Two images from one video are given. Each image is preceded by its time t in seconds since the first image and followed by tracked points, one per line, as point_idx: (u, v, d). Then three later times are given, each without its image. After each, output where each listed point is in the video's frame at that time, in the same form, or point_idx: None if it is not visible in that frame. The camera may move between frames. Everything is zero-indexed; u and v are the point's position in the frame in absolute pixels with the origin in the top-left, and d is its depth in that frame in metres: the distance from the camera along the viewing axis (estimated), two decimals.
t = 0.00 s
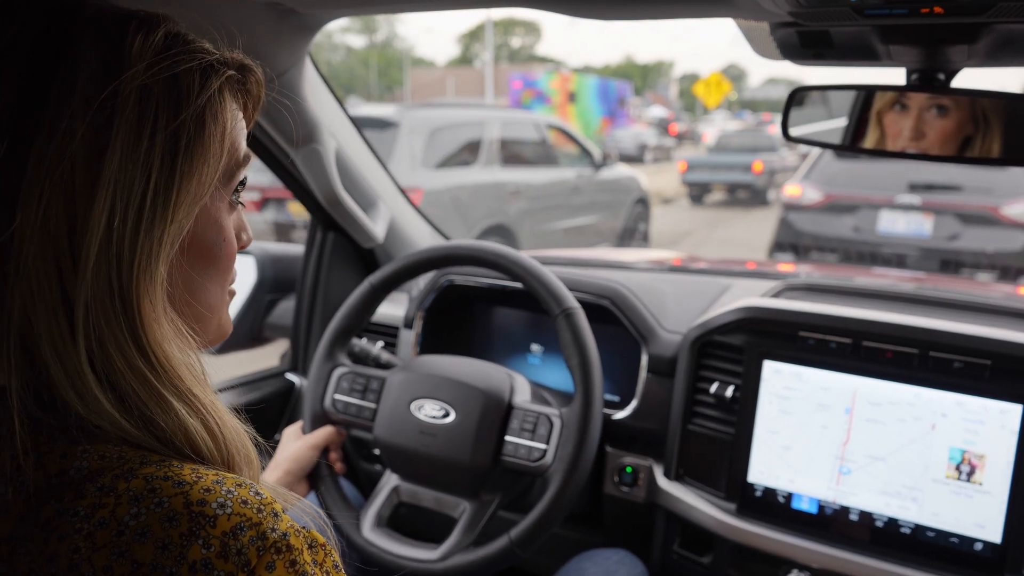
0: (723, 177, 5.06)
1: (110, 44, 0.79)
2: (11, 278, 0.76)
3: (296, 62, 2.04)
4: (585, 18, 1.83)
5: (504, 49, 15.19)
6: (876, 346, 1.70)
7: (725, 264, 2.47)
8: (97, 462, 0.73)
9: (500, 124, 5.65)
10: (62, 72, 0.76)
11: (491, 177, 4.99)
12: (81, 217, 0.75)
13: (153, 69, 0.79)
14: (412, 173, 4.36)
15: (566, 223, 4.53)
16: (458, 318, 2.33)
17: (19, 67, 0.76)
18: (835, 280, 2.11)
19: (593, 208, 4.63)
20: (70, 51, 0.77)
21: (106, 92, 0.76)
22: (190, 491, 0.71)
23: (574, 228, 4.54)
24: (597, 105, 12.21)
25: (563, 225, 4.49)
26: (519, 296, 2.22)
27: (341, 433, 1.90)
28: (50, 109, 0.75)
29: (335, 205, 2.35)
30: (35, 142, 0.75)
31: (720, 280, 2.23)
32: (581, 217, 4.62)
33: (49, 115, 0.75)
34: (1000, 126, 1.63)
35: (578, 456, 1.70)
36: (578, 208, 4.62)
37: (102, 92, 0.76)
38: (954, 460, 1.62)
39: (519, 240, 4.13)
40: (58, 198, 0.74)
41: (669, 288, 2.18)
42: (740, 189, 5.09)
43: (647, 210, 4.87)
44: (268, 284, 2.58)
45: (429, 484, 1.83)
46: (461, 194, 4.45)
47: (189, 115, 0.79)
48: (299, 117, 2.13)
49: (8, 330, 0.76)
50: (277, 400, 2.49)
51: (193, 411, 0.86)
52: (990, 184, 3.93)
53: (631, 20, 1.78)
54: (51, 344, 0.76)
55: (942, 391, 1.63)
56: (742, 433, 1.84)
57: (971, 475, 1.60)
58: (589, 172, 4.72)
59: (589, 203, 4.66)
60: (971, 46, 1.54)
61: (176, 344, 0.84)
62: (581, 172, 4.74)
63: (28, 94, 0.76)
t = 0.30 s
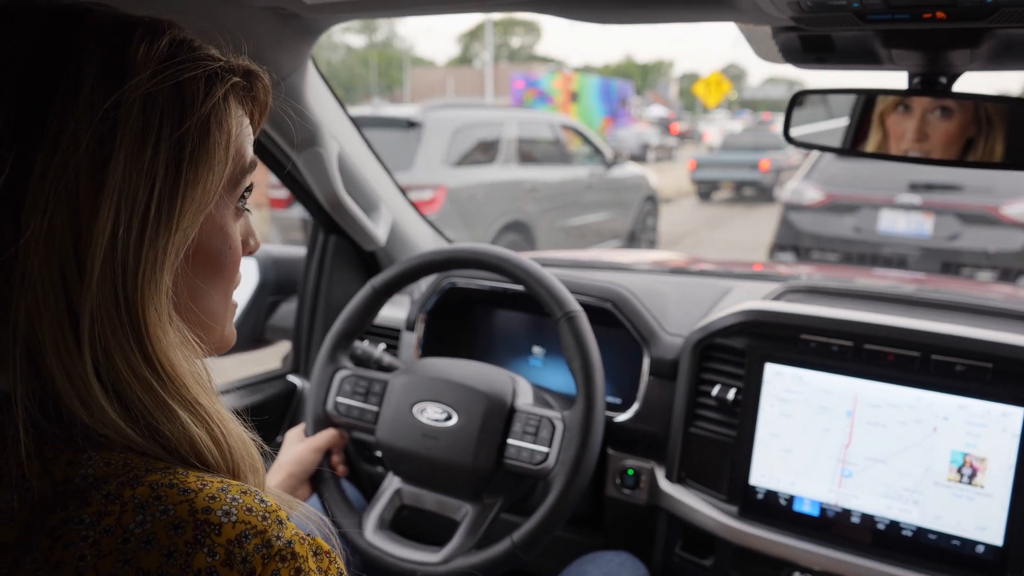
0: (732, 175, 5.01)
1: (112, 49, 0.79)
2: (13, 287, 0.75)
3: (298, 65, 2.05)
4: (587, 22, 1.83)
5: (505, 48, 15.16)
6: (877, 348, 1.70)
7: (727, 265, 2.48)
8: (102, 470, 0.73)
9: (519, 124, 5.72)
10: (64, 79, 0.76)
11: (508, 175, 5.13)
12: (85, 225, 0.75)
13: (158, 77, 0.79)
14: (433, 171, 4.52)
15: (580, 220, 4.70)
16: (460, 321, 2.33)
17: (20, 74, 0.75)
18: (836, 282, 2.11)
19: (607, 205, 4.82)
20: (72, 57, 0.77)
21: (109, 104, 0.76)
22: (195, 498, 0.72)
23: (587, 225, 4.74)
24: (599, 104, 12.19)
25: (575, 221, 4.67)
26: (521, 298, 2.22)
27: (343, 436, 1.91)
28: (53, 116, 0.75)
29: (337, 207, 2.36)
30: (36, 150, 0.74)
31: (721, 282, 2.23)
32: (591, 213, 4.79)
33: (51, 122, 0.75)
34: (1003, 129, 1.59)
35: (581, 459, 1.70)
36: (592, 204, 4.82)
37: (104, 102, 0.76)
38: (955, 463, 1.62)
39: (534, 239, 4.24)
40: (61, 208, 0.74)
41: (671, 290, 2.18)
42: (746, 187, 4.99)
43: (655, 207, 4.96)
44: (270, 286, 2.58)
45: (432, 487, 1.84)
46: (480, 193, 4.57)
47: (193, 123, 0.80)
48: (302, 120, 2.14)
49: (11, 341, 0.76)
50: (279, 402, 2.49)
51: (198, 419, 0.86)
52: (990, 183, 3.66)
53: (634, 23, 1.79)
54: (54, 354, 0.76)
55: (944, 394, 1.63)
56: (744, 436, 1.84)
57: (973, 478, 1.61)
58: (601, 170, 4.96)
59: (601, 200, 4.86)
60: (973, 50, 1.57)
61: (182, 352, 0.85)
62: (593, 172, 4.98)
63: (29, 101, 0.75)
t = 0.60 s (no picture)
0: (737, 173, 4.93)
1: (111, 48, 0.79)
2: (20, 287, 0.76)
3: (298, 68, 2.05)
4: (587, 24, 1.84)
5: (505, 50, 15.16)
6: (877, 351, 1.70)
7: (726, 266, 2.48)
8: (105, 472, 0.74)
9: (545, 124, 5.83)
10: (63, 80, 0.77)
11: (528, 171, 5.30)
12: (89, 226, 0.76)
13: (154, 75, 0.79)
14: (457, 169, 4.79)
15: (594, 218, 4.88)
16: (460, 323, 2.33)
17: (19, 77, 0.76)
18: (835, 284, 2.12)
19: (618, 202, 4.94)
20: (71, 59, 0.77)
21: (109, 104, 0.76)
22: (197, 501, 0.72)
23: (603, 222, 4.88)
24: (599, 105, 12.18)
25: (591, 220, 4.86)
26: (521, 300, 2.22)
27: (344, 437, 1.91)
28: (54, 118, 0.76)
29: (338, 209, 2.37)
30: (38, 153, 0.75)
31: (720, 284, 2.24)
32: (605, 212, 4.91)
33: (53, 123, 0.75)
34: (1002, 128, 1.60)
35: (581, 460, 1.70)
36: (604, 203, 4.92)
37: (103, 102, 0.76)
38: (954, 465, 1.62)
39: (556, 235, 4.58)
40: (65, 210, 0.75)
41: (670, 291, 2.19)
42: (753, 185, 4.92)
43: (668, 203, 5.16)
44: (270, 288, 2.57)
45: (433, 488, 1.84)
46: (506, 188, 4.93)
47: (191, 120, 0.79)
48: (303, 123, 2.15)
49: (19, 343, 0.77)
50: (279, 403, 2.50)
51: (202, 421, 0.86)
52: (989, 184, 3.60)
53: (634, 27, 1.80)
54: (58, 355, 0.77)
55: (943, 396, 1.63)
56: (744, 438, 1.85)
57: (972, 479, 1.61)
58: (615, 169, 5.03)
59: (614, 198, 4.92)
60: (972, 54, 1.58)
61: (190, 351, 0.85)
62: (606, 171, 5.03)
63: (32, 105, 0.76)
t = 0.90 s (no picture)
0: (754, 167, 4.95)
1: (133, 58, 0.81)
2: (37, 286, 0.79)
3: (300, 72, 2.07)
4: (588, 27, 1.85)
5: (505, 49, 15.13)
6: (877, 352, 1.71)
7: (726, 267, 2.49)
8: (115, 474, 0.74)
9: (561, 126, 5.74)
10: (85, 88, 0.79)
11: (551, 171, 5.19)
12: (106, 227, 0.78)
13: (176, 84, 0.81)
14: (487, 169, 4.70)
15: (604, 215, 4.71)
16: (461, 325, 2.34)
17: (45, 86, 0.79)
18: (835, 285, 2.12)
19: (630, 197, 4.87)
20: (95, 68, 0.80)
21: (130, 108, 0.78)
22: (206, 503, 0.73)
23: (617, 219, 4.75)
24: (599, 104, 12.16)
25: (600, 216, 4.68)
26: (522, 301, 2.23)
27: (346, 439, 1.92)
28: (75, 123, 0.78)
29: (340, 212, 2.38)
30: (59, 159, 0.78)
31: (721, 285, 2.24)
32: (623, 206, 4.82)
33: (74, 129, 0.78)
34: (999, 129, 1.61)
35: (583, 461, 1.71)
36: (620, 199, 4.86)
37: (125, 107, 0.79)
38: (954, 466, 1.63)
39: (578, 234, 4.50)
40: (85, 212, 0.77)
41: (671, 293, 2.20)
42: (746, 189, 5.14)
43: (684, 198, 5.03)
44: (272, 290, 2.59)
45: (435, 489, 1.85)
46: (535, 188, 4.81)
47: (211, 129, 0.80)
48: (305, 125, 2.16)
49: (38, 342, 0.79)
50: (281, 404, 2.51)
51: (211, 427, 0.87)
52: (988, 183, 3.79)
53: (636, 30, 1.82)
54: (74, 354, 0.79)
55: (944, 397, 1.64)
56: (745, 439, 1.85)
57: (972, 480, 1.62)
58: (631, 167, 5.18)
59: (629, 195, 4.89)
60: (973, 57, 1.59)
61: (201, 359, 0.85)
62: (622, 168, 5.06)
63: (54, 111, 0.79)
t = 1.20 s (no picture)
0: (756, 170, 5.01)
1: (155, 66, 0.81)
2: (94, 308, 0.79)
3: (301, 72, 2.07)
4: (590, 28, 1.86)
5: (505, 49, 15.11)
6: (878, 352, 1.71)
7: (726, 267, 2.50)
8: (117, 477, 0.76)
9: (584, 126, 5.78)
10: (113, 102, 0.80)
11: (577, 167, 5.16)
12: (160, 244, 0.81)
13: (203, 95, 0.83)
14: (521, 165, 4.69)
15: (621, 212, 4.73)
16: (461, 325, 2.34)
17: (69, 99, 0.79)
18: (835, 285, 2.12)
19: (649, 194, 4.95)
20: (121, 79, 0.80)
21: (172, 122, 0.80)
22: (207, 506, 0.75)
23: (637, 215, 4.80)
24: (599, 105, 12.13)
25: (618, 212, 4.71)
26: (522, 301, 2.23)
27: (347, 439, 1.93)
28: (113, 140, 0.79)
29: (340, 212, 2.39)
30: (108, 180, 0.79)
31: (721, 285, 2.24)
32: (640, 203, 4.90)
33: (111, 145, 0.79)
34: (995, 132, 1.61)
35: (584, 460, 1.71)
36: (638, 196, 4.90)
37: (165, 124, 0.80)
38: (955, 466, 1.63)
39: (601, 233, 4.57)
40: (139, 230, 0.79)
41: (671, 293, 2.20)
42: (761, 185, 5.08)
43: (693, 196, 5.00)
44: (272, 289, 2.60)
45: (436, 489, 1.85)
46: (563, 183, 4.83)
47: (238, 140, 0.86)
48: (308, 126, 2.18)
49: (85, 365, 0.79)
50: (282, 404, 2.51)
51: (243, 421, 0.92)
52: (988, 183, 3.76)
53: (637, 30, 1.82)
54: (126, 370, 0.80)
55: (944, 397, 1.64)
56: (745, 439, 1.86)
57: (973, 480, 1.62)
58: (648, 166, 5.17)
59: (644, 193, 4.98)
60: (973, 58, 1.60)
61: (243, 355, 0.91)
62: (640, 167, 5.21)
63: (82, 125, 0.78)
